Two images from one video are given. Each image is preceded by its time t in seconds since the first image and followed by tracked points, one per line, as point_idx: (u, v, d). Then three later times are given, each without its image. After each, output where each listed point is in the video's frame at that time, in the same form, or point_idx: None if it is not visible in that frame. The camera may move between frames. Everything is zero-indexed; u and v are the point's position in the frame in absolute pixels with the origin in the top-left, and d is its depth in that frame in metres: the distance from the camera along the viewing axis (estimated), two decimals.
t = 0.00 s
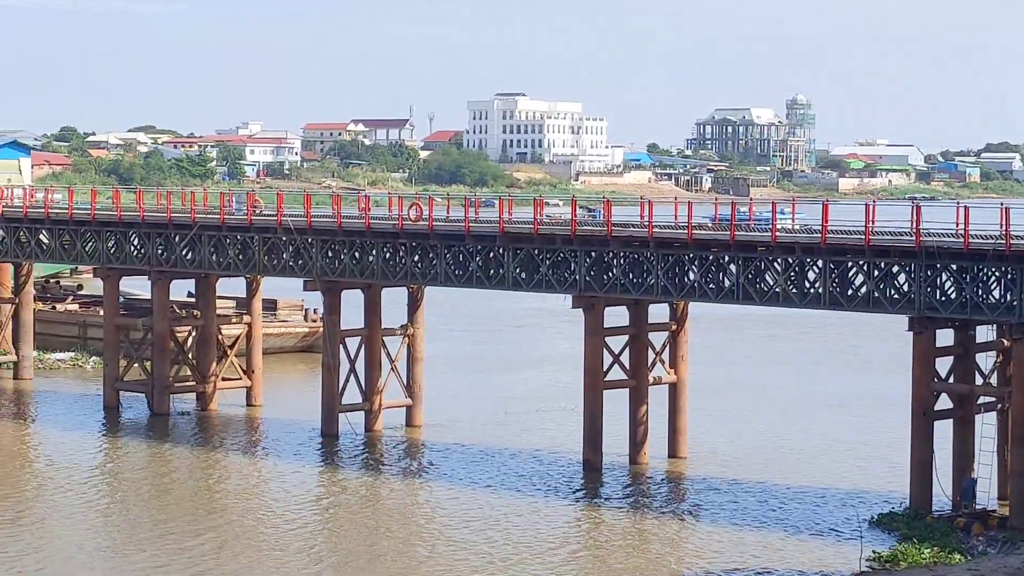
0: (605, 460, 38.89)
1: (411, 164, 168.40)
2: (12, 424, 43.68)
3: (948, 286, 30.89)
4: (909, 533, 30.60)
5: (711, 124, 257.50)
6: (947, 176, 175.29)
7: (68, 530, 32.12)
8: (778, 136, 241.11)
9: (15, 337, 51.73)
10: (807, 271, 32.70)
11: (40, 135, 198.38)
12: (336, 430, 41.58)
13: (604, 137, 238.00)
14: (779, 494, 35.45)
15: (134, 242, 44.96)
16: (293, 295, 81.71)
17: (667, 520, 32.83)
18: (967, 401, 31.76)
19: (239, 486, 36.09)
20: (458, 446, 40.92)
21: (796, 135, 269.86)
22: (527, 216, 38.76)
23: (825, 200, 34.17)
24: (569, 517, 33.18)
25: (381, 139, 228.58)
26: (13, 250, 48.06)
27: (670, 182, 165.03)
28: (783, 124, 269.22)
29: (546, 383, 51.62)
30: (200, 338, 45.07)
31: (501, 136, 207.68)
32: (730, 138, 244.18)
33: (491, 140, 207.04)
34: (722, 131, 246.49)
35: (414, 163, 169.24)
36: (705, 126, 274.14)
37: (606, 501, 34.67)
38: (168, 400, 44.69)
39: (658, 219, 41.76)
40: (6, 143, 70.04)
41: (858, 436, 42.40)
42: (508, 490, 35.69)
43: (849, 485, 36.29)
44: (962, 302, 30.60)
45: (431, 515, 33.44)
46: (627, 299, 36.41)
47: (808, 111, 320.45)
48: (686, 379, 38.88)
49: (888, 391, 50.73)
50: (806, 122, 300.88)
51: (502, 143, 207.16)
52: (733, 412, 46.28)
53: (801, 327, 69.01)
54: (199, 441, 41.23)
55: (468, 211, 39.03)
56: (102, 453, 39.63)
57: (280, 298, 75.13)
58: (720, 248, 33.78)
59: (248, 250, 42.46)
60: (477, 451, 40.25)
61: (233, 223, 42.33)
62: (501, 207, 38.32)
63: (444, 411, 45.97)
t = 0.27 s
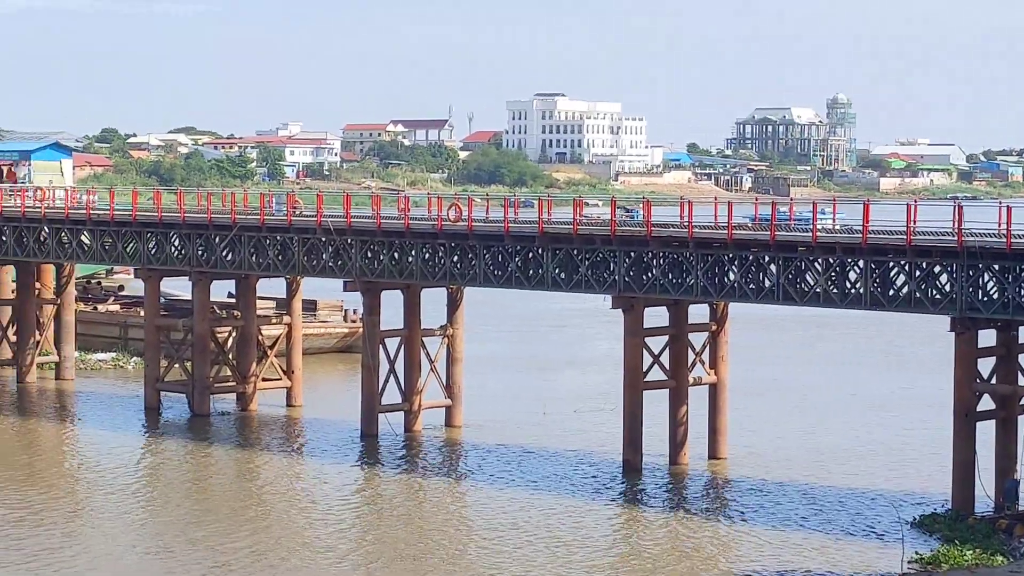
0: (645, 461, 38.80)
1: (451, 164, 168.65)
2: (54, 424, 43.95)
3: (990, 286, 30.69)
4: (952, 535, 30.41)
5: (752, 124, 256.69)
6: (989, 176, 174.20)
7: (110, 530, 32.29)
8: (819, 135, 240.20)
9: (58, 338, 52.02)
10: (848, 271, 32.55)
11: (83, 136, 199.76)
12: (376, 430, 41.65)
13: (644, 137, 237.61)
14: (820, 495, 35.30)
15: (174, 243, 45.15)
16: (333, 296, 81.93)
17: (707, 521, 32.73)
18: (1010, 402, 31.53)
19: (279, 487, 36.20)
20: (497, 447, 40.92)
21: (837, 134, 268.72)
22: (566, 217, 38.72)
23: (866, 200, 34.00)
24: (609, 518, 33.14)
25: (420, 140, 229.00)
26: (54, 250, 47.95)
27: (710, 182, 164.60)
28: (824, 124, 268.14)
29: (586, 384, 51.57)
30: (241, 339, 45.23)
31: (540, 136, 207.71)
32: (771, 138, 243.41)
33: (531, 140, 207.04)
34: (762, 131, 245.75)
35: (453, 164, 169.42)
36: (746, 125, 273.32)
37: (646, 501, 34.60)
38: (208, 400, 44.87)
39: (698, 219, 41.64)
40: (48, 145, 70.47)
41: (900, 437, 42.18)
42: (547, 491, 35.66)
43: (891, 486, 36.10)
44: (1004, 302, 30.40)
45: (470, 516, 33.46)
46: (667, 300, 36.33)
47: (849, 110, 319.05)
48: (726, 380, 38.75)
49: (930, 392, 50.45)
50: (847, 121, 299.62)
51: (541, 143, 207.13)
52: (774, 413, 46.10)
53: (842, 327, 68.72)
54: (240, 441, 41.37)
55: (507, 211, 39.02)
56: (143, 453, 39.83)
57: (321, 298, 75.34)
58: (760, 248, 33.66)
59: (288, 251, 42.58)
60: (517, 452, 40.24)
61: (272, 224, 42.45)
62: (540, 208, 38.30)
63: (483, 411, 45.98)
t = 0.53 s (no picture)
0: (668, 462, 38.76)
1: (472, 165, 168.81)
2: (77, 425, 44.10)
3: (1014, 287, 30.58)
4: (975, 537, 30.34)
5: (775, 124, 256.20)
6: (1013, 176, 173.60)
7: (132, 531, 32.37)
8: (841, 136, 239.68)
9: (81, 340, 52.18)
10: (871, 272, 32.46)
11: (107, 139, 200.52)
12: (398, 431, 41.68)
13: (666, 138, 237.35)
14: (843, 496, 35.23)
15: (197, 245, 45.27)
16: (355, 298, 82.05)
17: (729, 523, 32.69)
18: None
19: (301, 488, 36.27)
20: (519, 449, 40.89)
21: (860, 135, 268.03)
22: (588, 218, 38.69)
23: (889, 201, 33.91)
24: (631, 519, 33.12)
25: (442, 142, 229.24)
26: (77, 252, 48.06)
27: (732, 183, 164.36)
28: (846, 124, 267.52)
29: (608, 385, 51.56)
30: (263, 340, 45.32)
31: (562, 137, 207.69)
32: (794, 139, 242.98)
33: (553, 141, 207.02)
34: (785, 131, 245.29)
35: (475, 165, 169.50)
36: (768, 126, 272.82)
37: (668, 503, 34.56)
38: (231, 402, 44.95)
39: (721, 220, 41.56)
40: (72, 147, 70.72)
41: (923, 438, 42.07)
42: (569, 492, 35.65)
43: (914, 488, 36.01)
44: None
45: (493, 517, 33.48)
46: (689, 301, 36.28)
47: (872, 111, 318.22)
48: (749, 381, 38.68)
49: (953, 393, 50.30)
50: (870, 122, 298.88)
51: (563, 144, 207.08)
52: (796, 414, 45.98)
53: (866, 328, 68.57)
54: (263, 442, 41.45)
55: (529, 213, 39.00)
56: (166, 454, 39.94)
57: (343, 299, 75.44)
58: (783, 249, 33.59)
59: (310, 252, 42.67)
60: (539, 453, 40.24)
61: (294, 226, 42.54)
62: (562, 209, 38.28)
63: (505, 412, 45.99)
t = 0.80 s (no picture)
0: (697, 466, 38.66)
1: (501, 169, 168.85)
2: (107, 429, 44.26)
3: None
4: (1007, 541, 30.20)
5: (803, 127, 255.52)
6: None
7: (161, 534, 32.47)
8: (871, 138, 238.91)
9: (111, 344, 52.40)
10: (901, 275, 32.34)
11: (136, 143, 201.07)
12: (427, 435, 41.69)
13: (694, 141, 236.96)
14: (872, 500, 35.11)
15: (226, 249, 45.36)
16: (384, 302, 82.14)
17: (759, 527, 32.60)
18: None
19: (329, 491, 36.32)
20: (548, 452, 40.86)
21: (889, 137, 267.12)
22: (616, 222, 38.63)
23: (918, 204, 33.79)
24: (660, 523, 33.06)
25: (471, 146, 229.38)
26: (107, 257, 48.23)
27: (762, 186, 163.97)
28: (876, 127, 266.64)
29: (636, 388, 51.49)
30: (292, 344, 45.39)
31: (591, 140, 207.54)
32: (823, 141, 242.30)
33: (582, 145, 206.88)
34: (814, 134, 244.61)
35: (503, 169, 169.50)
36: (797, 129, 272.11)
37: (697, 507, 34.48)
38: (260, 405, 45.04)
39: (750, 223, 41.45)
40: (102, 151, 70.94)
41: (954, 442, 41.88)
42: (598, 497, 35.59)
43: (945, 491, 35.85)
44: None
45: (521, 521, 33.46)
46: (718, 305, 36.18)
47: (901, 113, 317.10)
48: (778, 385, 38.55)
49: (984, 397, 50.08)
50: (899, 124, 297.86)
51: (592, 147, 206.92)
52: (826, 418, 45.82)
53: (896, 332, 68.32)
54: (292, 446, 41.52)
55: (558, 216, 38.97)
56: (195, 458, 40.06)
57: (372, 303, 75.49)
58: (812, 253, 33.48)
59: (339, 257, 42.66)
60: (567, 457, 40.20)
61: (323, 230, 42.58)
62: (590, 213, 38.23)
63: (533, 416, 45.97)
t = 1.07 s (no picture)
0: (729, 475, 38.49)
1: (532, 177, 168.80)
2: (140, 437, 44.39)
3: None
4: None
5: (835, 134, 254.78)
6: None
7: (193, 543, 32.52)
8: (903, 145, 238.02)
9: (143, 352, 52.54)
10: (933, 282, 32.17)
11: (169, 152, 201.92)
12: (458, 443, 41.65)
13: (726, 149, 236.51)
14: (906, 508, 34.91)
15: (258, 257, 45.42)
16: (415, 310, 82.16)
17: (791, 535, 32.45)
18: None
19: (361, 499, 36.33)
20: (580, 460, 40.77)
21: (922, 144, 266.09)
22: (648, 229, 38.52)
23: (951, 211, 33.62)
24: (691, 531, 32.94)
25: (502, 153, 229.42)
26: (139, 265, 48.37)
27: (794, 194, 163.50)
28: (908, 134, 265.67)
29: (668, 396, 51.36)
30: (324, 352, 45.42)
31: (622, 148, 207.39)
32: (855, 148, 241.55)
33: (613, 153, 206.75)
34: (846, 141, 243.92)
35: (534, 177, 169.49)
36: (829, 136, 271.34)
37: (730, 515, 34.33)
38: (291, 413, 45.09)
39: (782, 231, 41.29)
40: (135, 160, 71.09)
41: (988, 450, 41.62)
42: (630, 505, 35.49)
43: (979, 500, 35.63)
44: None
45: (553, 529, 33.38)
46: (751, 312, 36.03)
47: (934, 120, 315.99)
48: (810, 393, 38.36)
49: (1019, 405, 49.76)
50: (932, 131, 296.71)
51: (623, 155, 206.75)
52: (859, 426, 45.58)
53: (930, 340, 67.98)
54: (323, 454, 41.55)
55: (589, 224, 38.89)
56: (228, 466, 40.14)
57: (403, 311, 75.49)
58: (844, 260, 33.32)
59: (371, 264, 42.67)
60: (599, 465, 40.11)
61: (355, 238, 42.60)
62: (622, 221, 38.15)
63: (564, 424, 45.90)
